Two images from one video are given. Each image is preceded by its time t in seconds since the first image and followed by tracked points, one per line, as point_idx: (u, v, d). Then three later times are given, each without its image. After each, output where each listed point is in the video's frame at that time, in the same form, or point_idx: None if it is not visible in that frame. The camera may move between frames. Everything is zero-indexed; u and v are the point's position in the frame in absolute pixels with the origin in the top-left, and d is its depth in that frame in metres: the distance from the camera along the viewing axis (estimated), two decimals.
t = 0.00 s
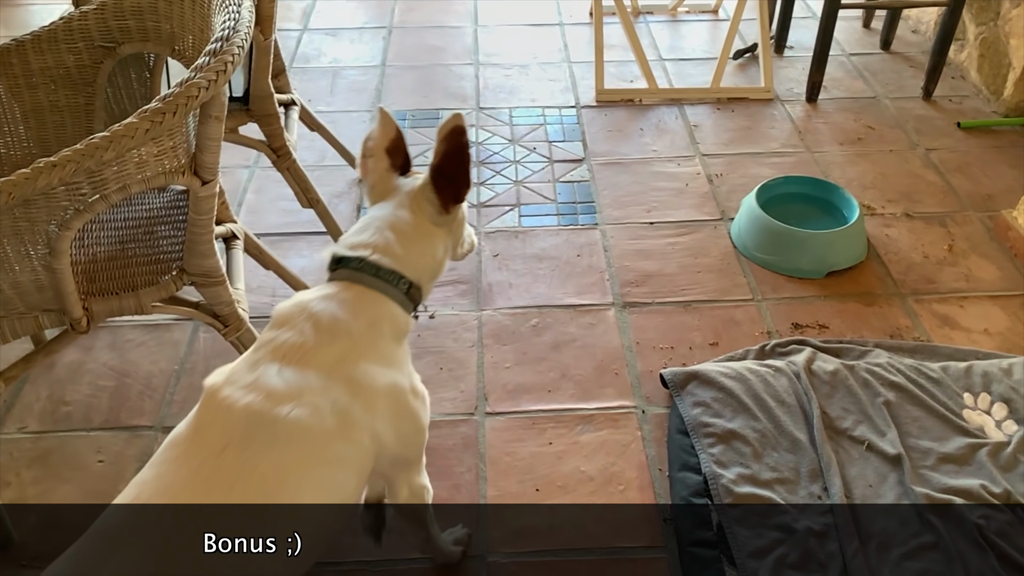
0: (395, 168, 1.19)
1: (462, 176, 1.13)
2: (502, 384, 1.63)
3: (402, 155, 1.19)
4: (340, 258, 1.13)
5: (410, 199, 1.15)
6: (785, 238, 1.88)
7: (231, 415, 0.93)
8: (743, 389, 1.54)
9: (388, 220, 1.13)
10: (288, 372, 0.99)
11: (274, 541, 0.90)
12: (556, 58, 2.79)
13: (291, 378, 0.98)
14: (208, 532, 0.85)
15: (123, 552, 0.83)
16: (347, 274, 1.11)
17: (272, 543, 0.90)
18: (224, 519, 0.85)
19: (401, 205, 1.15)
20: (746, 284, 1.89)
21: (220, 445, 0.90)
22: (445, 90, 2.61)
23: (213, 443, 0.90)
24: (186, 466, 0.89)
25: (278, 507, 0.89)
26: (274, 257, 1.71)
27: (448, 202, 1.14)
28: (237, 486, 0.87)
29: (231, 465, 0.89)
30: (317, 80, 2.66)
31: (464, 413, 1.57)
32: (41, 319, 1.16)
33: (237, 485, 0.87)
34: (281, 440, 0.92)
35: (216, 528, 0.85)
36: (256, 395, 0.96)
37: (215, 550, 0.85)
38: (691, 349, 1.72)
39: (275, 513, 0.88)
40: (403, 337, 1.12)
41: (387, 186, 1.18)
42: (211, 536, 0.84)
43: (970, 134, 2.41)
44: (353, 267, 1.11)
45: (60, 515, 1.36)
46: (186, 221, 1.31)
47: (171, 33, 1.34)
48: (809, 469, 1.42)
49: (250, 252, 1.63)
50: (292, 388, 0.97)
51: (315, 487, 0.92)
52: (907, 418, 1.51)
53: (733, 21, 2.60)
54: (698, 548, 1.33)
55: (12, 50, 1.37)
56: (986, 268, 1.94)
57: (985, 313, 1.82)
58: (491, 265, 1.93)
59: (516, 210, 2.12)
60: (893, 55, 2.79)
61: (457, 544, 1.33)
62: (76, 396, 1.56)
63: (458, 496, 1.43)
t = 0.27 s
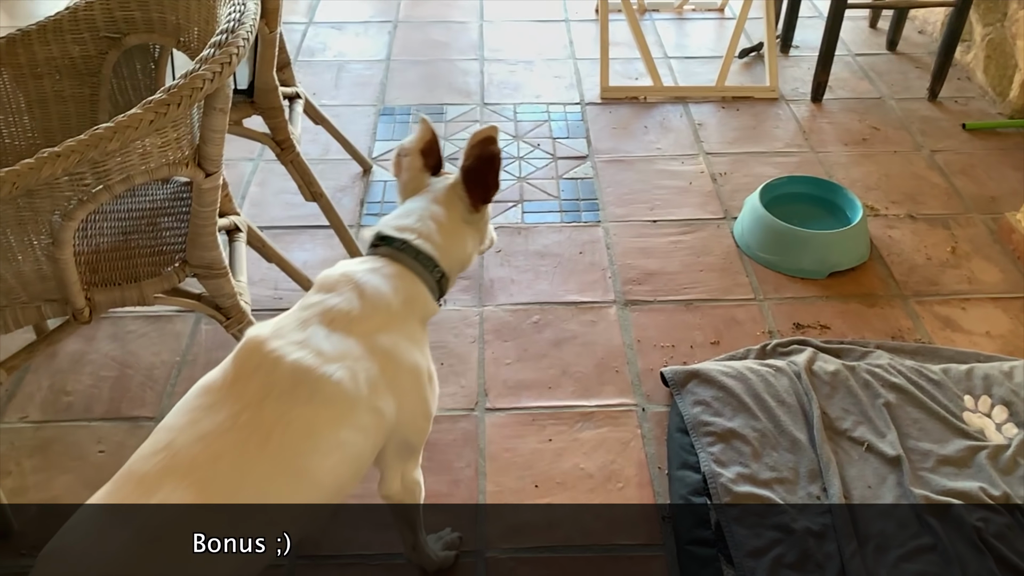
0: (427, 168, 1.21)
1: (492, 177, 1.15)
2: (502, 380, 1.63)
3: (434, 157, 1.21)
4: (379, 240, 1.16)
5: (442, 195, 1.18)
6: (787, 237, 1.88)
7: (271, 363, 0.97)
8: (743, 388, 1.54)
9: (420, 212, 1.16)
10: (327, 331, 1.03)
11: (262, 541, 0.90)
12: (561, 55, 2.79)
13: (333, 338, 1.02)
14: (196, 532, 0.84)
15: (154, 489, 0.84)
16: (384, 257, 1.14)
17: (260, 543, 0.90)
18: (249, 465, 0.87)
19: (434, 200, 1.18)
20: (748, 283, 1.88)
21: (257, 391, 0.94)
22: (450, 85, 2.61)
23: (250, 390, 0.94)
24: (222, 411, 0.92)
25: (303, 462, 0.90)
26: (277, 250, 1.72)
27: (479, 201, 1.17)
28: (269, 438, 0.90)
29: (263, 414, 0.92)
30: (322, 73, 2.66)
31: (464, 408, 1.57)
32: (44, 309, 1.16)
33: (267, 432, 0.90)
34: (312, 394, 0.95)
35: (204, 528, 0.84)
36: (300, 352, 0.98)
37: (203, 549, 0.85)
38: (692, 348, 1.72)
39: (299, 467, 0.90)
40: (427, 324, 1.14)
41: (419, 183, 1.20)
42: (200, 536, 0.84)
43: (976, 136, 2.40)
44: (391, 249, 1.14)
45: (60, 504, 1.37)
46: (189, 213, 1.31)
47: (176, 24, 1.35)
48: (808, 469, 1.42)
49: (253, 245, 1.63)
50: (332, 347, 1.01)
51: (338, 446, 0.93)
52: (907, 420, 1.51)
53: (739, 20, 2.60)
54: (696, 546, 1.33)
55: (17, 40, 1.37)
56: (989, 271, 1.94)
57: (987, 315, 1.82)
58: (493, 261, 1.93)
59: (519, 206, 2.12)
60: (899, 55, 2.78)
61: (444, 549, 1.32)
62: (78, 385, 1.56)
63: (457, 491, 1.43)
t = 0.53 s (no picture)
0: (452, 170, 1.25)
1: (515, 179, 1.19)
2: (505, 378, 1.63)
3: (460, 159, 1.25)
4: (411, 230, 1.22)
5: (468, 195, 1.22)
6: (793, 238, 1.88)
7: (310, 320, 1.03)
8: (747, 389, 1.53)
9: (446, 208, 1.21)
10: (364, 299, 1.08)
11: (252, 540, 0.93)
12: (569, 53, 2.78)
13: (366, 306, 1.07)
14: (186, 531, 0.84)
15: (191, 433, 0.89)
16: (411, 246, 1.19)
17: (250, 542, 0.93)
18: (283, 416, 0.93)
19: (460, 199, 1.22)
20: (753, 284, 1.88)
21: (293, 346, 1.00)
22: (456, 82, 2.60)
23: (288, 344, 1.00)
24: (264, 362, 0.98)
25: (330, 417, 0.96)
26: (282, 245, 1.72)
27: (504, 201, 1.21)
28: (301, 396, 0.95)
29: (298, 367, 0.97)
30: (329, 69, 2.66)
31: (467, 405, 1.57)
32: (49, 301, 1.16)
33: (301, 385, 0.96)
34: (345, 356, 1.00)
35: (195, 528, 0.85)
36: (343, 317, 1.04)
37: (193, 550, 0.85)
38: (696, 347, 1.71)
39: (325, 424, 0.95)
40: (450, 313, 1.18)
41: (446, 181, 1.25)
42: (190, 536, 0.84)
43: (984, 138, 2.39)
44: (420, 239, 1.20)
45: (63, 495, 1.37)
46: (194, 207, 1.32)
47: (183, 18, 1.35)
48: (811, 470, 1.41)
49: (258, 240, 1.63)
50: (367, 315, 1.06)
51: (363, 409, 0.98)
52: (912, 423, 1.50)
53: (747, 19, 2.59)
54: (698, 546, 1.33)
55: (25, 33, 1.37)
56: (995, 274, 1.93)
57: (993, 318, 1.81)
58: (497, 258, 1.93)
59: (524, 203, 2.12)
60: (908, 56, 2.77)
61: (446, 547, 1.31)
62: (82, 378, 1.56)
63: (459, 488, 1.43)
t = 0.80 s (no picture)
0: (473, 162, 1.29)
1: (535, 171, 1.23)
2: (512, 375, 1.63)
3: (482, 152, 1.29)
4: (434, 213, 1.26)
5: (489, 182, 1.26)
6: (803, 238, 1.87)
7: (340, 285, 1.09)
8: (755, 389, 1.53)
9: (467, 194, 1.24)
10: (391, 268, 1.14)
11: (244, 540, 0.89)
12: (578, 50, 2.78)
13: (394, 276, 1.13)
14: (175, 531, 0.84)
15: (234, 376, 0.95)
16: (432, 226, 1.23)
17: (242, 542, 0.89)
18: (314, 368, 0.98)
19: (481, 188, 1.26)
20: (762, 284, 1.87)
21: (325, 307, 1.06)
22: (465, 78, 2.60)
23: (320, 305, 1.06)
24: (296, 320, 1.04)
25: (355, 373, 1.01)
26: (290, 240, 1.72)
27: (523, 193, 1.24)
28: (337, 355, 1.01)
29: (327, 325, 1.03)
30: (338, 65, 2.66)
31: (473, 402, 1.57)
32: (58, 294, 1.16)
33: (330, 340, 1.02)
34: (372, 317, 1.06)
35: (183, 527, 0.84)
36: (381, 285, 1.10)
37: (182, 550, 0.84)
38: (704, 347, 1.71)
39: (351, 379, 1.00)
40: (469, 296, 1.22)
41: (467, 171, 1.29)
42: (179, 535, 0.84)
43: (996, 139, 2.38)
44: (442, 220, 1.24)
45: (71, 487, 1.38)
46: (203, 202, 1.32)
47: (194, 13, 1.35)
48: (819, 472, 1.41)
49: (267, 235, 1.64)
50: (396, 283, 1.12)
51: (386, 371, 1.04)
52: (920, 425, 1.49)
53: (758, 18, 2.58)
54: (703, 546, 1.33)
55: (37, 28, 1.38)
56: (1006, 276, 1.92)
57: (1003, 321, 1.80)
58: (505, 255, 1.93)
59: (532, 201, 2.11)
60: (920, 56, 2.76)
61: (451, 546, 1.31)
62: (91, 370, 1.57)
63: (465, 485, 1.43)
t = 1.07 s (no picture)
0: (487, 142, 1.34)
1: (548, 154, 1.29)
2: (523, 374, 1.63)
3: (496, 133, 1.34)
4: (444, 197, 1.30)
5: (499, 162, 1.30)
6: (816, 238, 1.86)
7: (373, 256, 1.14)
8: (766, 389, 1.52)
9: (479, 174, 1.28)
10: (418, 241, 1.19)
11: (231, 541, 0.82)
12: (592, 48, 2.77)
13: (421, 248, 1.17)
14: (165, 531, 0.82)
15: (277, 331, 0.98)
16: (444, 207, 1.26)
17: (229, 544, 0.82)
18: (352, 324, 1.02)
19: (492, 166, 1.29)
20: (774, 284, 1.86)
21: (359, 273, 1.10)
22: (478, 76, 2.60)
23: (354, 272, 1.10)
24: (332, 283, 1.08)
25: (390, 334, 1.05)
26: (302, 237, 1.73)
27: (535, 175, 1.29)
28: (372, 315, 1.04)
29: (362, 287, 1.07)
30: (351, 62, 2.67)
31: (483, 401, 1.57)
32: (72, 290, 1.17)
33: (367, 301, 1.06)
34: (403, 283, 1.10)
35: (171, 528, 0.81)
36: (409, 257, 1.15)
37: (172, 550, 0.82)
38: (716, 347, 1.70)
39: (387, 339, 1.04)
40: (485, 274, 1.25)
41: (477, 156, 1.33)
42: (167, 536, 0.82)
43: (1013, 140, 2.36)
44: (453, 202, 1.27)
45: (84, 482, 1.39)
46: (216, 199, 1.31)
47: (208, 11, 1.35)
48: (830, 474, 1.40)
49: (279, 232, 1.64)
50: (424, 254, 1.16)
51: (417, 335, 1.08)
52: (933, 427, 1.48)
53: (772, 16, 2.57)
54: (713, 546, 1.32)
55: (53, 25, 1.39)
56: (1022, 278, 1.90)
57: (1019, 323, 1.78)
58: (516, 254, 1.93)
59: (544, 200, 2.11)
60: (937, 55, 2.73)
61: (461, 543, 1.31)
62: (104, 366, 1.58)
63: (475, 483, 1.43)
